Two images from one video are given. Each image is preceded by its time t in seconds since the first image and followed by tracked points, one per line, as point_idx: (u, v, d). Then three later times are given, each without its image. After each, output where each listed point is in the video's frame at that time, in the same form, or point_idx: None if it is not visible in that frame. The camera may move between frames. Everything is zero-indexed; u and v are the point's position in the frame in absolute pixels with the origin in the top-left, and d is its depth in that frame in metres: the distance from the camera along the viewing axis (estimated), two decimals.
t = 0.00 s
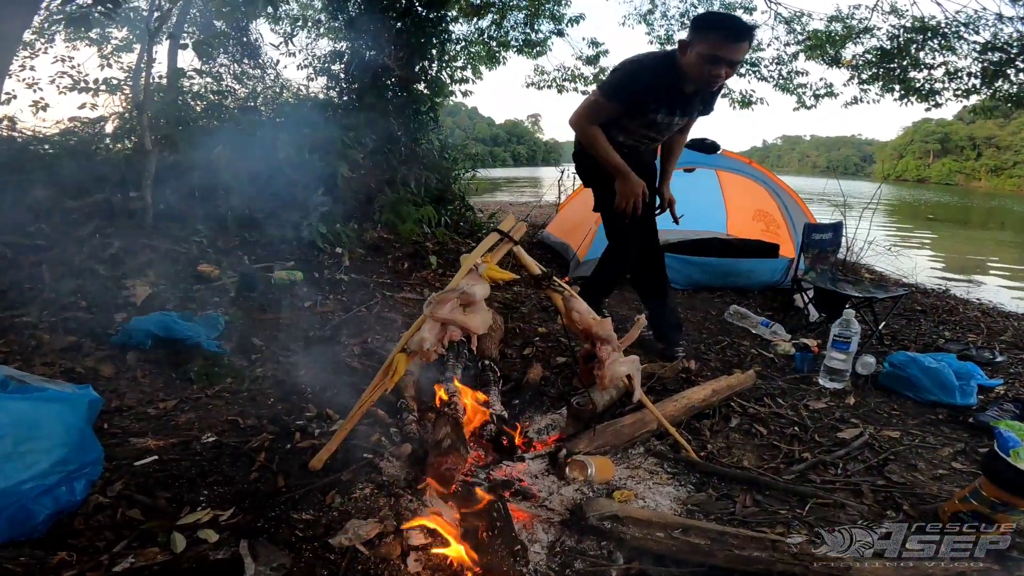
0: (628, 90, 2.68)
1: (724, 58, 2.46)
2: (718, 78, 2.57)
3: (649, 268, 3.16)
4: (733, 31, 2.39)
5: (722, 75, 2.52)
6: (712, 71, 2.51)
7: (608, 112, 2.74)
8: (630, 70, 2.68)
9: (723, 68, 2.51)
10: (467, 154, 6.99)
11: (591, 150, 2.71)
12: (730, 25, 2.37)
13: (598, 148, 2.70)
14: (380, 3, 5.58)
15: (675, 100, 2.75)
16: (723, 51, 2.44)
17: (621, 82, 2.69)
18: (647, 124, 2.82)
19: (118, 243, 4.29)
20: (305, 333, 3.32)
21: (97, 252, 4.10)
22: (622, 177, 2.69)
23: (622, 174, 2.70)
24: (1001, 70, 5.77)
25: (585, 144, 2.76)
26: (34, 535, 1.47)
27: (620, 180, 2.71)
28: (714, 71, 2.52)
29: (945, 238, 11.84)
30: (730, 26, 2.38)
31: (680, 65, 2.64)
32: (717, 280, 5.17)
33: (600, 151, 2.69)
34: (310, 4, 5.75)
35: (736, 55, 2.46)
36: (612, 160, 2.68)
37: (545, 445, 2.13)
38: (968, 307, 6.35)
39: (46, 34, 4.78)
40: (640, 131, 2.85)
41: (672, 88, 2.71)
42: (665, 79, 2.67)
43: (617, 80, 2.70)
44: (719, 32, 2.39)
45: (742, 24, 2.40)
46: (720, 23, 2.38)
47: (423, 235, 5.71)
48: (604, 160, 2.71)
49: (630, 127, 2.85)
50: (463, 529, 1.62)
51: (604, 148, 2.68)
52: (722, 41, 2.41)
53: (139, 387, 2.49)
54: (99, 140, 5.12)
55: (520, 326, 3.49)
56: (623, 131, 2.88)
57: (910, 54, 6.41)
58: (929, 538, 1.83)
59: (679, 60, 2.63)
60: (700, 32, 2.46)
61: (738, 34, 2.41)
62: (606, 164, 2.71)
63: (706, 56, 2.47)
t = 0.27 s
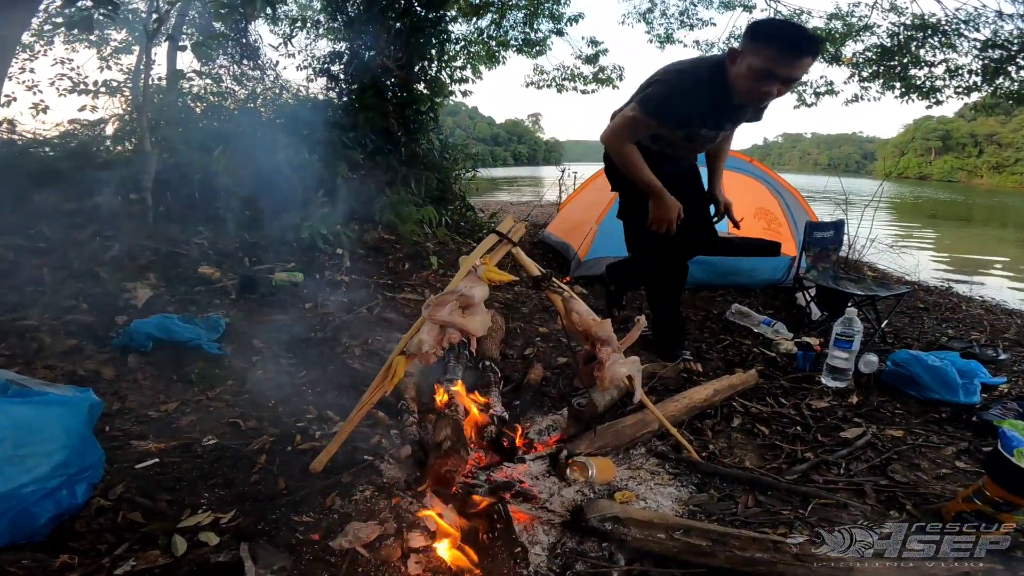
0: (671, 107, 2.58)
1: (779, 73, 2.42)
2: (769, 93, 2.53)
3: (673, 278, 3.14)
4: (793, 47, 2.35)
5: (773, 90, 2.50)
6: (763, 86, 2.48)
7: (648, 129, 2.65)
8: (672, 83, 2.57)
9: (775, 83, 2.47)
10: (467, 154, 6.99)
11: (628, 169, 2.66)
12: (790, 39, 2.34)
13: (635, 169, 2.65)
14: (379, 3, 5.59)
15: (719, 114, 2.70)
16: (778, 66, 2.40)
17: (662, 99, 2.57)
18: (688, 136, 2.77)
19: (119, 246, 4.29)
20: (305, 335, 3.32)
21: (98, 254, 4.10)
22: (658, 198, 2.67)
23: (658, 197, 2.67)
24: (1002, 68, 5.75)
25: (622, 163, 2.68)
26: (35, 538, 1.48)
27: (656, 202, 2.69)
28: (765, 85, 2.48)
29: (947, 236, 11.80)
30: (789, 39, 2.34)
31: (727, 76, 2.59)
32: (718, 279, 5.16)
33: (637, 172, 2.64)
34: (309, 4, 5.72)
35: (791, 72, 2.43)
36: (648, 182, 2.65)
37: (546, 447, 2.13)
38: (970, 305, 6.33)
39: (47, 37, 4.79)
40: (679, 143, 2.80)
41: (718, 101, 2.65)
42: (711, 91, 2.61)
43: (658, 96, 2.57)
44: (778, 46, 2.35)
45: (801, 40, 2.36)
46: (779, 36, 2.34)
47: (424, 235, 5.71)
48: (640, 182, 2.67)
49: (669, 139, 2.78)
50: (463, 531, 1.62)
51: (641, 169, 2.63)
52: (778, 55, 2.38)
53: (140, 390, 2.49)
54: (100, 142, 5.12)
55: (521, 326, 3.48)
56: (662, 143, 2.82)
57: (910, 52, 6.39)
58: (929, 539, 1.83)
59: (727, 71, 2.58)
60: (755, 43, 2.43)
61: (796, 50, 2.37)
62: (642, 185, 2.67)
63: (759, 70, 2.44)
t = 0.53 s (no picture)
0: (710, 99, 2.53)
1: (828, 65, 2.37)
2: (814, 85, 2.47)
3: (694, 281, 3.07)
4: (848, 40, 2.29)
5: (816, 84, 2.46)
6: (809, 78, 2.44)
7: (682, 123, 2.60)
8: (713, 74, 2.54)
9: (822, 77, 2.42)
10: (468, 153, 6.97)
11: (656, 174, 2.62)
12: (845, 31, 2.28)
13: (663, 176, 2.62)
14: (379, 2, 5.57)
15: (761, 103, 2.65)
16: (828, 59, 2.35)
17: (700, 90, 2.53)
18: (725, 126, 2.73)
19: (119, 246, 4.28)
20: (306, 334, 3.30)
21: (98, 255, 4.08)
22: (681, 214, 2.64)
23: (681, 211, 2.64)
24: (1005, 64, 5.71)
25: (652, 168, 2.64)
26: (33, 539, 1.46)
27: (679, 217, 2.65)
28: (811, 77, 2.44)
29: (950, 233, 11.75)
30: (844, 31, 2.28)
31: (770, 68, 2.56)
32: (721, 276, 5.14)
33: (666, 179, 2.61)
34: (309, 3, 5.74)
35: (841, 67, 2.37)
36: (673, 195, 2.62)
37: (548, 446, 2.11)
38: (975, 302, 6.29)
39: (46, 38, 4.79)
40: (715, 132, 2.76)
41: (761, 92, 2.61)
42: (751, 81, 2.58)
43: (696, 87, 2.53)
44: (832, 37, 2.30)
45: (856, 34, 2.29)
46: (835, 27, 2.29)
47: (425, 234, 5.69)
48: (667, 192, 2.63)
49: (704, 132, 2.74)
50: (465, 533, 1.61)
51: (670, 179, 2.60)
52: (830, 46, 2.32)
53: (141, 390, 2.48)
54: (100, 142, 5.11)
55: (522, 325, 3.47)
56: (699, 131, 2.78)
57: (913, 48, 6.36)
58: (928, 539, 1.82)
59: (775, 62, 2.54)
60: (802, 35, 2.39)
61: (850, 44, 2.30)
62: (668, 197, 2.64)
63: (804, 63, 2.40)
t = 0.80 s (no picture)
0: (766, 90, 2.20)
1: (917, 62, 1.90)
2: (900, 84, 2.00)
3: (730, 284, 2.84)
4: (948, 30, 1.81)
5: (906, 80, 1.97)
6: (892, 76, 1.97)
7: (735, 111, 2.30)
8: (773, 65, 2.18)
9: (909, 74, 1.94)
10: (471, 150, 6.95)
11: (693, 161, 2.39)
12: (943, 20, 1.81)
13: (701, 164, 2.38)
14: None
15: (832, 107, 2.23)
16: (919, 53, 1.88)
17: (756, 78, 2.21)
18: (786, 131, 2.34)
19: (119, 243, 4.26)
20: (306, 332, 3.28)
21: (98, 251, 4.06)
22: (710, 208, 2.39)
23: (711, 204, 2.39)
24: (1013, 63, 5.65)
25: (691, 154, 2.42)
26: (26, 540, 1.44)
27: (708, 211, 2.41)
28: (896, 75, 1.97)
29: (955, 232, 11.68)
30: (943, 20, 1.81)
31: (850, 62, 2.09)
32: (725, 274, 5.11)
33: (702, 168, 2.38)
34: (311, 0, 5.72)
35: (937, 63, 1.88)
36: (706, 186, 2.38)
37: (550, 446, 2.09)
38: (980, 301, 6.24)
39: (48, 34, 4.77)
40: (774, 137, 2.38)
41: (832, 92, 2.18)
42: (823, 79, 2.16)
43: (751, 75, 2.21)
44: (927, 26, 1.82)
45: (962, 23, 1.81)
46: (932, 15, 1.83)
47: (427, 231, 5.66)
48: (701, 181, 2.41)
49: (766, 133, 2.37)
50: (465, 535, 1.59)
51: (706, 168, 2.36)
52: (923, 38, 1.85)
53: (139, 388, 2.46)
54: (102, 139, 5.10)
55: (524, 323, 3.44)
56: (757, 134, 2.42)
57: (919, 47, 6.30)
58: (928, 539, 1.78)
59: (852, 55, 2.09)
60: (894, 23, 1.92)
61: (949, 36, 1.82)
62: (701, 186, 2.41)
63: (890, 54, 1.93)
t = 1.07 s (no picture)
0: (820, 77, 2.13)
1: (1001, 51, 1.74)
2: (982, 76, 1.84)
3: (742, 272, 2.83)
4: None
5: (988, 72, 1.82)
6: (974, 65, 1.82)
7: (786, 103, 2.23)
8: (836, 56, 2.11)
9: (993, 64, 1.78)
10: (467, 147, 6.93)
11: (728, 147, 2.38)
12: None
13: (738, 153, 2.36)
14: None
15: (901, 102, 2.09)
16: (1006, 43, 1.71)
17: (815, 68, 2.14)
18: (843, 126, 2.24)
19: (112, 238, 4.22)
20: (301, 328, 3.25)
21: (91, 246, 4.02)
22: (731, 194, 2.44)
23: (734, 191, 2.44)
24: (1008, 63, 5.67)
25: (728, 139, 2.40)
26: (16, 538, 1.42)
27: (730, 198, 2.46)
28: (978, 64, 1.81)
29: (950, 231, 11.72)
30: None
31: (924, 57, 1.98)
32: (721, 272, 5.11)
33: (735, 155, 2.36)
34: None
35: None
36: (733, 173, 2.39)
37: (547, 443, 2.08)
38: (974, 300, 6.26)
39: (41, 29, 4.72)
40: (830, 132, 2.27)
41: (899, 85, 2.06)
42: (891, 71, 2.05)
43: (811, 65, 2.14)
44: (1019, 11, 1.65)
45: None
46: None
47: (423, 228, 5.64)
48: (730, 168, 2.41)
49: (822, 128, 2.27)
50: (460, 532, 1.57)
51: (738, 156, 2.35)
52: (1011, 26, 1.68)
53: (132, 384, 2.43)
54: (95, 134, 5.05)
55: (521, 320, 3.42)
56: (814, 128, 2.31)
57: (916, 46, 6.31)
58: (928, 539, 1.77)
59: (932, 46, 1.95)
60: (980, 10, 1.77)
61: None
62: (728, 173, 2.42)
63: (974, 43, 1.79)
